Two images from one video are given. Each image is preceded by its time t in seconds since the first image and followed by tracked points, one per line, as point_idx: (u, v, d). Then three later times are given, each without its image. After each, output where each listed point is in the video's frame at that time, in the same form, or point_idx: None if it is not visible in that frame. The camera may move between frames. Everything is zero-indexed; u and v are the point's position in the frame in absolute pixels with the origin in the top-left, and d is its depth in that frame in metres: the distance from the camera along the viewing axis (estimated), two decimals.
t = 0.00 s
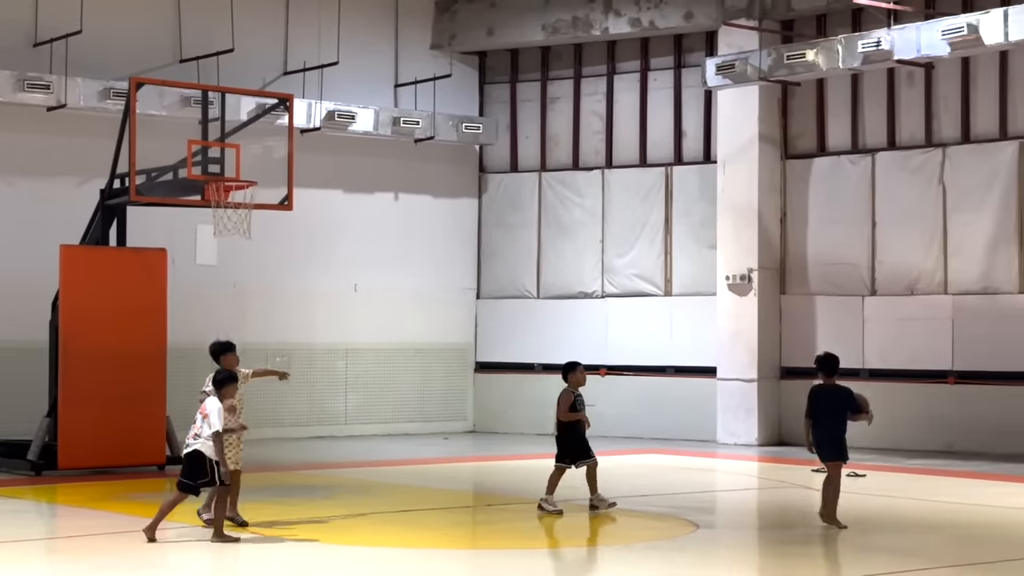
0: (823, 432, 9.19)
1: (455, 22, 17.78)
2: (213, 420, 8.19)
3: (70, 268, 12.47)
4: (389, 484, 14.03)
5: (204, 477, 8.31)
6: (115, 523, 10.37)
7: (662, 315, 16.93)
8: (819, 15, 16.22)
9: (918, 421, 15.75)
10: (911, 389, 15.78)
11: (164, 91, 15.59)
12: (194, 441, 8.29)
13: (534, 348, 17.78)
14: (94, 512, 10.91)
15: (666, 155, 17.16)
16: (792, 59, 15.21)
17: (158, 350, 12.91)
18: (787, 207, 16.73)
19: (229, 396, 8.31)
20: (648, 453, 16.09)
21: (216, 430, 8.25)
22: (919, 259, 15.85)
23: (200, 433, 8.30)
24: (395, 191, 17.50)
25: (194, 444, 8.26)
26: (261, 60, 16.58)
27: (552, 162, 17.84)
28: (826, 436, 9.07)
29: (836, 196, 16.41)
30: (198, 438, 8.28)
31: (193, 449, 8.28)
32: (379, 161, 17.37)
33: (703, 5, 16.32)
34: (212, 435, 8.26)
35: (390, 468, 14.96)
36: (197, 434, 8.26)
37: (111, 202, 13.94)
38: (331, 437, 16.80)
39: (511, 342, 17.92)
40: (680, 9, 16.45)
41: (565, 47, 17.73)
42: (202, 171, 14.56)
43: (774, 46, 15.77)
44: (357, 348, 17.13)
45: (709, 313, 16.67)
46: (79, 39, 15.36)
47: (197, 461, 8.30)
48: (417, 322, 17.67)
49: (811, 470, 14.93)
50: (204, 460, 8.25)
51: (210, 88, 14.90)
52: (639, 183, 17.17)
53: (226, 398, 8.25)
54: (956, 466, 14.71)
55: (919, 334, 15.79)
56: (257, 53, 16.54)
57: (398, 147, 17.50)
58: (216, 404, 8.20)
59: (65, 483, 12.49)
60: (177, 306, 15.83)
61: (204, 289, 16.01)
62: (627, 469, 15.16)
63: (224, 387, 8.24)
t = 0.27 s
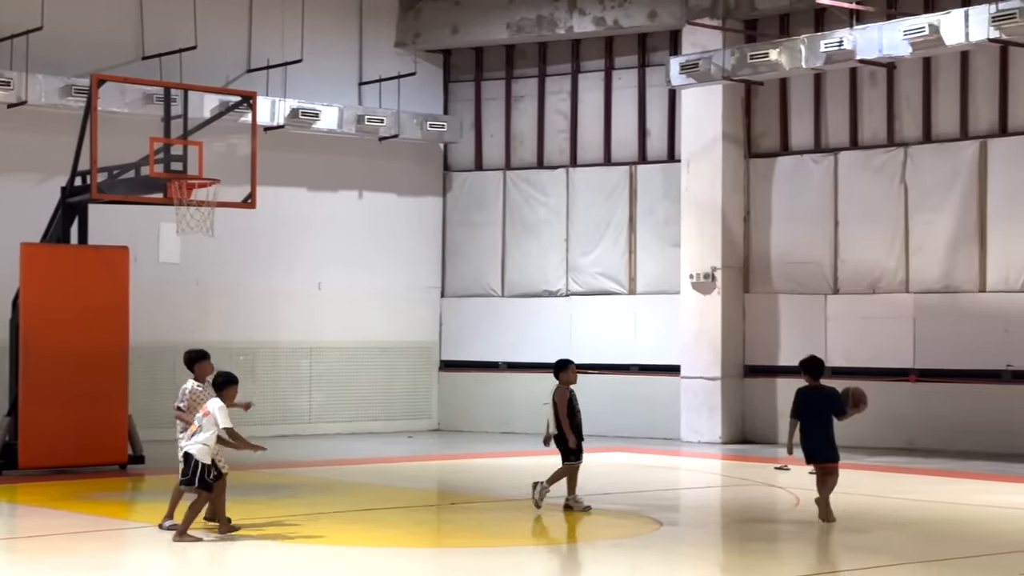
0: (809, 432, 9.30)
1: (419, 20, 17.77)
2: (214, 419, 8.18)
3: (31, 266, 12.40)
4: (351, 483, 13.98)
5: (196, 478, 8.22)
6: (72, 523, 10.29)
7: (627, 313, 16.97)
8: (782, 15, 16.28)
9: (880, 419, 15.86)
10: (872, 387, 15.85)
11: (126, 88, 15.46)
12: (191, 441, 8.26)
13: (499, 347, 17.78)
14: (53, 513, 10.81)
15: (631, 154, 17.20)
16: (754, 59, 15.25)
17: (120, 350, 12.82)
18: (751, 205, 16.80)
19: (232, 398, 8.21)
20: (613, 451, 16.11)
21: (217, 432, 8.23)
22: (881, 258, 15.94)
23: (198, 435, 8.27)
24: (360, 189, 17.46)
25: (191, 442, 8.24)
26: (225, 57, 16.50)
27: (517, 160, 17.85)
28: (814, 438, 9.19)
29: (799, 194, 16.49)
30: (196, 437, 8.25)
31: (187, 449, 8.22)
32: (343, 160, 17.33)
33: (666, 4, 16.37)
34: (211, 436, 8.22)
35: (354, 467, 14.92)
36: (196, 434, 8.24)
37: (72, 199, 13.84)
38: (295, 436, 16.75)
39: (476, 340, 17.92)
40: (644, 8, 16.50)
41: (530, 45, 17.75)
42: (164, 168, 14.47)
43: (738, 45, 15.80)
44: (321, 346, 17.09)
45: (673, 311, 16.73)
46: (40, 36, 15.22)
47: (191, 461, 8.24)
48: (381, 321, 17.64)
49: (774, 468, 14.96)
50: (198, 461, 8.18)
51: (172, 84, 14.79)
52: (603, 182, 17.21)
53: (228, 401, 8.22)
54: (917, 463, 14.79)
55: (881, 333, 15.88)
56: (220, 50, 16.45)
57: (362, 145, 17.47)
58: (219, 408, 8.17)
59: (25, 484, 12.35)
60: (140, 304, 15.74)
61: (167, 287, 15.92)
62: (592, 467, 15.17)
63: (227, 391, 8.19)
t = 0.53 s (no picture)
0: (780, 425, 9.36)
1: (379, 16, 17.73)
2: (221, 405, 8.40)
3: None
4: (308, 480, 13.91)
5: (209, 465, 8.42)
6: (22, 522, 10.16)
7: (585, 310, 17.01)
8: (740, 13, 16.35)
9: (837, 414, 15.95)
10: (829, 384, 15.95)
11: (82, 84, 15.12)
12: (201, 430, 8.47)
13: (458, 344, 17.79)
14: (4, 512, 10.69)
15: (590, 151, 17.24)
16: (713, 56, 15.29)
17: (77, 347, 12.74)
18: (709, 202, 16.86)
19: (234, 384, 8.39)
20: (572, 448, 16.13)
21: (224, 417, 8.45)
22: (838, 255, 16.04)
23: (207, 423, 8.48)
24: (318, 185, 17.40)
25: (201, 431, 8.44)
26: (182, 52, 16.38)
27: (476, 157, 17.88)
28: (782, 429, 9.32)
29: (756, 192, 16.56)
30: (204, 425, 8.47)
31: (198, 438, 8.44)
32: (302, 156, 17.27)
33: (626, 2, 16.41)
34: (219, 421, 8.45)
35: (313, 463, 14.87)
36: (206, 422, 8.45)
37: (27, 195, 13.82)
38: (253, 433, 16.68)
39: (436, 337, 17.92)
40: (604, 5, 16.53)
41: (489, 42, 17.76)
42: (120, 164, 14.35)
43: (696, 43, 15.84)
44: (279, 343, 17.02)
45: (631, 308, 16.77)
46: None
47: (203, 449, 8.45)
48: (340, 317, 17.59)
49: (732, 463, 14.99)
50: (211, 447, 8.41)
51: (128, 80, 14.71)
52: (562, 179, 17.24)
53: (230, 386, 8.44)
54: (874, 458, 14.87)
55: (838, 329, 15.97)
56: (177, 46, 16.33)
57: (320, 142, 17.42)
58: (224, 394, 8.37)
59: None
60: (96, 301, 15.60)
61: (123, 284, 15.80)
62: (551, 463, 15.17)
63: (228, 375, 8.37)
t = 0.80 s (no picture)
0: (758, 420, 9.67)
1: (344, 12, 17.70)
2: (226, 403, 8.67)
3: None
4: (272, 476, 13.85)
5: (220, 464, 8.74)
6: None
7: (551, 306, 17.04)
8: (705, 10, 16.40)
9: (801, 410, 15.99)
10: (794, 380, 16.03)
11: (44, 78, 15.06)
12: (212, 430, 8.77)
13: (424, 340, 17.80)
14: None
15: (556, 148, 17.28)
16: (678, 53, 15.27)
17: (40, 344, 12.62)
18: (674, 199, 16.90)
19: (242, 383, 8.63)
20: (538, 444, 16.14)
21: (231, 415, 8.73)
22: (802, 251, 16.11)
23: (217, 422, 8.77)
24: (283, 181, 17.35)
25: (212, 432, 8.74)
26: (146, 48, 16.28)
27: (442, 154, 17.91)
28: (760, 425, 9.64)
29: (721, 188, 16.62)
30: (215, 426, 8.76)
31: (210, 439, 8.74)
32: (267, 152, 17.22)
33: None
34: (227, 420, 8.74)
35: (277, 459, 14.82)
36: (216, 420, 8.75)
37: None
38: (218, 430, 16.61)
39: (402, 333, 17.91)
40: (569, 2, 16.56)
41: (455, 38, 17.79)
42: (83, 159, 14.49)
43: (661, 40, 15.86)
44: (244, 340, 16.97)
45: (597, 304, 16.81)
46: None
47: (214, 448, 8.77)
48: (305, 314, 17.54)
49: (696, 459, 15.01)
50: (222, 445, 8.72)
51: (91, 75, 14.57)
52: (527, 175, 17.28)
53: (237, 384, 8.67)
54: (837, 453, 14.92)
55: (802, 325, 16.04)
56: (141, 41, 16.23)
57: (285, 138, 17.37)
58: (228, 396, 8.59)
59: None
60: (59, 297, 15.49)
61: (86, 280, 15.70)
62: (516, 459, 15.16)
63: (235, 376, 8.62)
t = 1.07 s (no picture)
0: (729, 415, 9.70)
1: (321, 8, 17.69)
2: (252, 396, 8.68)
3: None
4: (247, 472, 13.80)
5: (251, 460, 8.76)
6: None
7: (529, 303, 17.06)
8: (682, 7, 16.43)
9: (778, 405, 16.03)
10: (770, 376, 16.08)
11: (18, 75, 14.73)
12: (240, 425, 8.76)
13: (402, 337, 17.81)
14: None
15: (534, 144, 17.31)
16: (656, 49, 15.25)
17: (13, 340, 12.56)
18: (652, 195, 16.93)
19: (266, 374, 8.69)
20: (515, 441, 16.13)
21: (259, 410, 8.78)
22: (779, 248, 16.13)
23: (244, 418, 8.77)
24: (260, 177, 17.31)
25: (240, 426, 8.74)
26: (122, 43, 16.21)
27: (419, 150, 17.92)
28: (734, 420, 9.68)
29: (697, 185, 16.64)
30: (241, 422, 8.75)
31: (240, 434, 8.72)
32: (244, 148, 17.18)
33: None
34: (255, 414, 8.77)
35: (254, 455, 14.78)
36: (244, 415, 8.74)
37: None
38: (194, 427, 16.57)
39: (380, 329, 17.91)
40: None
41: (432, 34, 17.82)
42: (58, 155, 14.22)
43: (638, 36, 15.87)
44: (221, 336, 16.93)
45: (574, 300, 16.83)
46: None
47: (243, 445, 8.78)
48: (282, 310, 17.52)
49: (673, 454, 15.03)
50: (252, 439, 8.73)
51: (66, 71, 14.44)
52: (505, 172, 17.31)
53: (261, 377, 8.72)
54: (814, 449, 14.95)
55: (778, 321, 16.08)
56: (116, 36, 16.15)
57: (262, 134, 17.33)
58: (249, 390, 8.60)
59: None
60: (34, 293, 15.42)
61: (61, 276, 15.63)
62: (494, 455, 15.16)
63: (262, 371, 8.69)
